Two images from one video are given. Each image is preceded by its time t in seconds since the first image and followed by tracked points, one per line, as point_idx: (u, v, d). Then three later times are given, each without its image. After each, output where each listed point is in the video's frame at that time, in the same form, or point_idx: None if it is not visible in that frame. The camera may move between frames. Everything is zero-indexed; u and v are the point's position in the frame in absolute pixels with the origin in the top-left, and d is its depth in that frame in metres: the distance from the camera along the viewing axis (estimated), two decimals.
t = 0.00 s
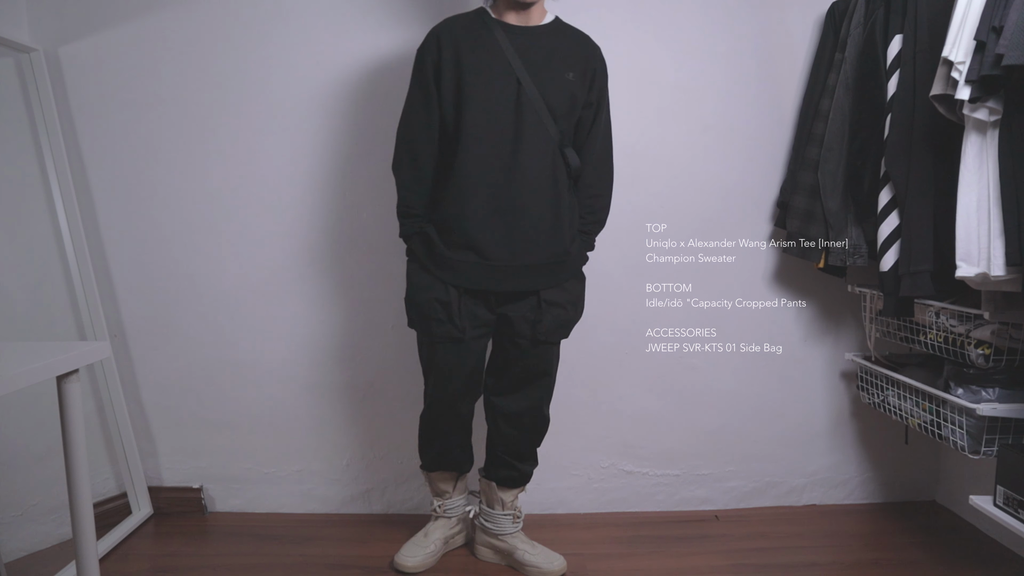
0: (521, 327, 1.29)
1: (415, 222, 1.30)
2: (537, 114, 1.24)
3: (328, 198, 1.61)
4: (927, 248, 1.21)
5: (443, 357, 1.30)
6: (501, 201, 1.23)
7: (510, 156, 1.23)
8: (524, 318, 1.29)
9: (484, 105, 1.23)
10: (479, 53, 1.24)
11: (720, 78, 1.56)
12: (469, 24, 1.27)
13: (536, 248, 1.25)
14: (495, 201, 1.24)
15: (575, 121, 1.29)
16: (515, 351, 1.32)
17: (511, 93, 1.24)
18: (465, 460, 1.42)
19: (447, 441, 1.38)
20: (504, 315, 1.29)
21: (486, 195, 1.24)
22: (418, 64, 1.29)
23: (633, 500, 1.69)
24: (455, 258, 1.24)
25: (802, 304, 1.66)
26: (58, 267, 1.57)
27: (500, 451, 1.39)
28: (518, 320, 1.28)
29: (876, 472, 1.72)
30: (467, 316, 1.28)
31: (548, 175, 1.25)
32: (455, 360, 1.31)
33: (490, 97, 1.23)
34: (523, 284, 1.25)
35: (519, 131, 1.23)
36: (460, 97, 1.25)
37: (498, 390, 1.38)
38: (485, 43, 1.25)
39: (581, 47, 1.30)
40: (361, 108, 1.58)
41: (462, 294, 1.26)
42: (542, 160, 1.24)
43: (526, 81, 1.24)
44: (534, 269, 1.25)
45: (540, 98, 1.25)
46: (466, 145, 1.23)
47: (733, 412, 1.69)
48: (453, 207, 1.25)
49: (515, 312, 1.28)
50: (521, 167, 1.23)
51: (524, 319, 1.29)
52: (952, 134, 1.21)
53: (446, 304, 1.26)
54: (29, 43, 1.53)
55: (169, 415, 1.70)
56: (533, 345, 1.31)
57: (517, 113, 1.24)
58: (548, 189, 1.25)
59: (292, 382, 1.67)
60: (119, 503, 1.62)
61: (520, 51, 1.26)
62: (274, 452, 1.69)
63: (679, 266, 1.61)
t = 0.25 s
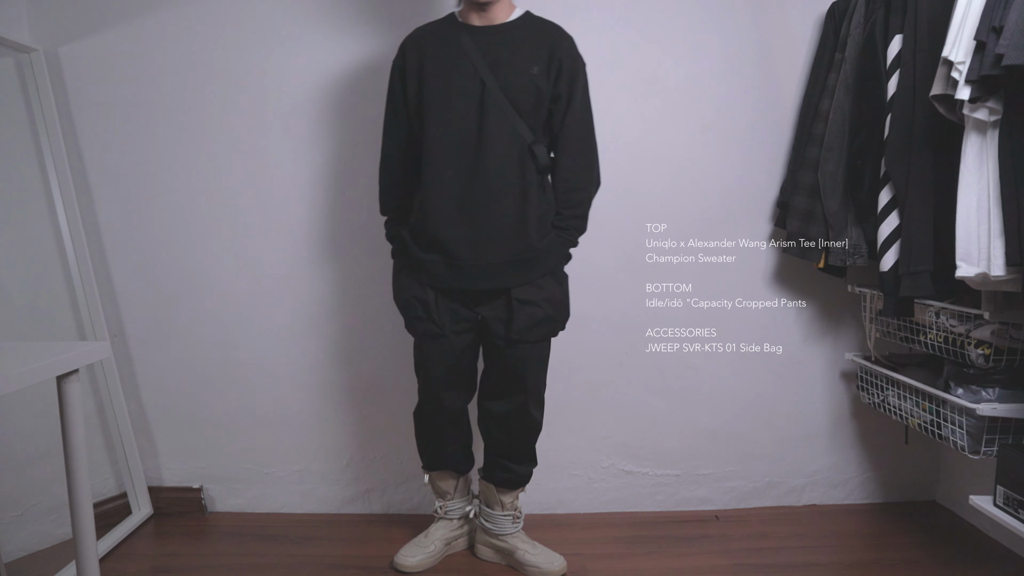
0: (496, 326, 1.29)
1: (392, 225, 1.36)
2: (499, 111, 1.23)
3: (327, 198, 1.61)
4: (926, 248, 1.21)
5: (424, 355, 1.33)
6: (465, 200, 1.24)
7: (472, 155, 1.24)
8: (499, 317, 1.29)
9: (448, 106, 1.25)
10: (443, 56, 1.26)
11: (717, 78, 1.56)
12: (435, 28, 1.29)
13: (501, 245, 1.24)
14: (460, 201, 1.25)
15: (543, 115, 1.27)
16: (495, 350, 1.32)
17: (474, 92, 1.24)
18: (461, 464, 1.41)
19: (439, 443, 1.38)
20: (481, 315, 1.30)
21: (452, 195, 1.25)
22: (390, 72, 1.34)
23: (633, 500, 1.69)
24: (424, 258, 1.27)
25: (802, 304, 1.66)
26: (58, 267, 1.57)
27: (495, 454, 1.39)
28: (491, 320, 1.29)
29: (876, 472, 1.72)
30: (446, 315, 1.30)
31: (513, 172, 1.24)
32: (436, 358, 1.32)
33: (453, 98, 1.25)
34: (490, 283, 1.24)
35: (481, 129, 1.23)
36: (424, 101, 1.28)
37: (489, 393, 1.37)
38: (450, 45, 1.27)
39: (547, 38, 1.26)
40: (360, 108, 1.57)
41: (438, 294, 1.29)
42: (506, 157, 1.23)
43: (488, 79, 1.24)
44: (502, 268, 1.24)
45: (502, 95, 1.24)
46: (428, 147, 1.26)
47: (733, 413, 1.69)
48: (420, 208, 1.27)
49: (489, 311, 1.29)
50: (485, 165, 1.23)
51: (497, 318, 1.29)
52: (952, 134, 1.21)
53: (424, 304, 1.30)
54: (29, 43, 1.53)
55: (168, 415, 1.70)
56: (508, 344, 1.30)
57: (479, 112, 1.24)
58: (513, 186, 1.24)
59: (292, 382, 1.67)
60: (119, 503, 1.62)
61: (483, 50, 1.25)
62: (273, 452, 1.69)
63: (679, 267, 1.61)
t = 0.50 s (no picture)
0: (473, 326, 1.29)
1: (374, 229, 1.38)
2: (468, 111, 1.23)
3: (326, 198, 1.61)
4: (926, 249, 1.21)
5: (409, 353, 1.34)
6: (436, 201, 1.25)
7: (443, 156, 1.25)
8: (475, 318, 1.28)
9: (418, 110, 1.26)
10: (414, 61, 1.28)
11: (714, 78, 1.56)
12: (409, 35, 1.31)
13: (472, 244, 1.23)
14: (431, 202, 1.25)
15: (513, 114, 1.26)
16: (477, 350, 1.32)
17: (444, 95, 1.25)
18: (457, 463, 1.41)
19: (431, 442, 1.38)
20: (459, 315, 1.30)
21: (424, 196, 1.26)
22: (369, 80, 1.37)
23: (633, 500, 1.69)
24: (399, 260, 1.28)
25: (802, 304, 1.66)
26: (58, 267, 1.57)
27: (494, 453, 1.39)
28: (469, 320, 1.29)
29: (877, 472, 1.72)
30: (430, 314, 1.32)
31: (483, 171, 1.23)
32: (421, 355, 1.33)
33: (423, 102, 1.26)
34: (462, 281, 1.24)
35: (450, 131, 1.24)
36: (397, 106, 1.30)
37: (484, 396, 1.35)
38: (422, 51, 1.29)
39: (514, 37, 1.26)
40: (361, 108, 1.57)
41: (417, 295, 1.30)
42: (475, 157, 1.23)
43: (456, 81, 1.24)
44: (473, 268, 1.23)
45: (470, 96, 1.24)
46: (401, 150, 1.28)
47: (733, 413, 1.69)
48: (395, 210, 1.29)
49: (467, 311, 1.29)
50: (454, 166, 1.23)
51: (475, 318, 1.28)
52: (952, 134, 1.21)
53: (405, 305, 1.31)
54: (29, 43, 1.53)
55: (168, 415, 1.70)
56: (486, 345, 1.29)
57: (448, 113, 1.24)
58: (483, 185, 1.23)
59: (291, 382, 1.67)
60: (119, 503, 1.62)
61: (452, 52, 1.26)
62: (273, 452, 1.69)
63: (679, 266, 1.61)
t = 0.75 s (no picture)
0: (465, 326, 1.28)
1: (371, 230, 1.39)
2: (460, 111, 1.23)
3: (327, 197, 1.61)
4: (925, 248, 1.21)
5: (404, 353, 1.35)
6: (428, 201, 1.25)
7: (435, 157, 1.25)
8: (467, 318, 1.28)
9: (412, 110, 1.27)
10: (410, 62, 1.29)
11: (714, 77, 1.56)
12: (406, 38, 1.33)
13: (461, 245, 1.23)
14: (423, 202, 1.26)
15: (505, 113, 1.25)
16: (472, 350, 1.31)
17: (438, 94, 1.25)
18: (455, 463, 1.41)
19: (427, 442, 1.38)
20: (450, 317, 1.30)
21: (417, 197, 1.27)
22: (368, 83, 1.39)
23: (634, 500, 1.70)
24: (393, 259, 1.30)
25: (802, 304, 1.66)
26: (58, 267, 1.57)
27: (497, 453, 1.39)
28: (459, 321, 1.29)
29: (876, 472, 1.73)
30: (423, 315, 1.32)
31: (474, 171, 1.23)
32: (414, 355, 1.34)
33: (417, 101, 1.27)
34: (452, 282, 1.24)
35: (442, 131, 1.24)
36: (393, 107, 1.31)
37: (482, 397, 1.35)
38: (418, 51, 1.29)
39: (507, 36, 1.25)
40: (360, 107, 1.57)
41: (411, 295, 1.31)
42: (466, 156, 1.23)
43: (449, 81, 1.24)
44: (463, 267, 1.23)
45: (462, 96, 1.24)
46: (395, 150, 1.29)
47: (733, 413, 1.69)
48: (389, 211, 1.30)
49: (458, 313, 1.28)
50: (445, 165, 1.23)
51: (466, 319, 1.28)
52: (952, 134, 1.21)
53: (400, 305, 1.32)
54: (29, 43, 1.53)
55: (168, 415, 1.70)
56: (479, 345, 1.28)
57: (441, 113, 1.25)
58: (474, 184, 1.23)
59: (291, 382, 1.67)
60: (119, 503, 1.62)
61: (446, 52, 1.27)
62: (273, 452, 1.69)
63: (679, 266, 1.61)
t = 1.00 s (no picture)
0: (477, 327, 1.28)
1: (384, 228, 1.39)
2: (479, 110, 1.23)
3: (327, 197, 1.61)
4: (926, 248, 1.21)
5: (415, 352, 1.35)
6: (444, 200, 1.25)
7: (452, 155, 1.25)
8: (479, 318, 1.27)
9: (430, 108, 1.27)
10: (428, 60, 1.29)
11: (716, 77, 1.56)
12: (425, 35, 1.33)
13: (477, 245, 1.23)
14: (439, 201, 1.26)
15: (524, 112, 1.25)
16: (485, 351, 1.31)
17: (457, 92, 1.25)
18: (460, 464, 1.41)
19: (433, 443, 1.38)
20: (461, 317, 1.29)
21: (433, 195, 1.27)
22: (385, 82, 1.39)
23: (633, 500, 1.69)
24: (407, 258, 1.29)
25: (802, 304, 1.66)
26: (58, 267, 1.57)
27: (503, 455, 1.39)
28: (470, 322, 1.28)
29: (876, 472, 1.72)
30: (434, 315, 1.32)
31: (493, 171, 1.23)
32: (423, 355, 1.34)
33: (436, 100, 1.27)
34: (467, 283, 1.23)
35: (460, 129, 1.24)
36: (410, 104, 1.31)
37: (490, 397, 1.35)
38: (436, 49, 1.29)
39: (528, 35, 1.26)
40: (360, 108, 1.57)
41: (424, 294, 1.31)
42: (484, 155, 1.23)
43: (469, 79, 1.25)
44: (478, 267, 1.22)
45: (482, 94, 1.24)
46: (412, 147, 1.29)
47: (733, 413, 1.69)
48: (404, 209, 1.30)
49: (467, 313, 1.28)
50: (463, 164, 1.23)
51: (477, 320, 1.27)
52: (952, 134, 1.21)
53: (412, 305, 1.32)
54: (29, 43, 1.53)
55: (168, 415, 1.70)
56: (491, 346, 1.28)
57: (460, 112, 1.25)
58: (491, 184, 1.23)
59: (291, 382, 1.67)
60: (119, 503, 1.62)
61: (465, 50, 1.27)
62: (273, 452, 1.70)
63: (679, 266, 1.61)
